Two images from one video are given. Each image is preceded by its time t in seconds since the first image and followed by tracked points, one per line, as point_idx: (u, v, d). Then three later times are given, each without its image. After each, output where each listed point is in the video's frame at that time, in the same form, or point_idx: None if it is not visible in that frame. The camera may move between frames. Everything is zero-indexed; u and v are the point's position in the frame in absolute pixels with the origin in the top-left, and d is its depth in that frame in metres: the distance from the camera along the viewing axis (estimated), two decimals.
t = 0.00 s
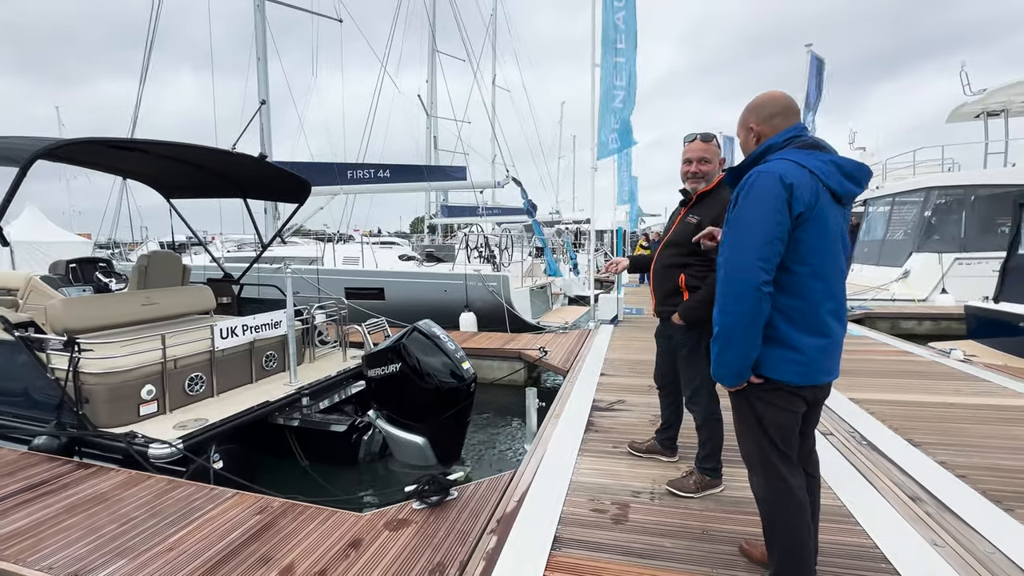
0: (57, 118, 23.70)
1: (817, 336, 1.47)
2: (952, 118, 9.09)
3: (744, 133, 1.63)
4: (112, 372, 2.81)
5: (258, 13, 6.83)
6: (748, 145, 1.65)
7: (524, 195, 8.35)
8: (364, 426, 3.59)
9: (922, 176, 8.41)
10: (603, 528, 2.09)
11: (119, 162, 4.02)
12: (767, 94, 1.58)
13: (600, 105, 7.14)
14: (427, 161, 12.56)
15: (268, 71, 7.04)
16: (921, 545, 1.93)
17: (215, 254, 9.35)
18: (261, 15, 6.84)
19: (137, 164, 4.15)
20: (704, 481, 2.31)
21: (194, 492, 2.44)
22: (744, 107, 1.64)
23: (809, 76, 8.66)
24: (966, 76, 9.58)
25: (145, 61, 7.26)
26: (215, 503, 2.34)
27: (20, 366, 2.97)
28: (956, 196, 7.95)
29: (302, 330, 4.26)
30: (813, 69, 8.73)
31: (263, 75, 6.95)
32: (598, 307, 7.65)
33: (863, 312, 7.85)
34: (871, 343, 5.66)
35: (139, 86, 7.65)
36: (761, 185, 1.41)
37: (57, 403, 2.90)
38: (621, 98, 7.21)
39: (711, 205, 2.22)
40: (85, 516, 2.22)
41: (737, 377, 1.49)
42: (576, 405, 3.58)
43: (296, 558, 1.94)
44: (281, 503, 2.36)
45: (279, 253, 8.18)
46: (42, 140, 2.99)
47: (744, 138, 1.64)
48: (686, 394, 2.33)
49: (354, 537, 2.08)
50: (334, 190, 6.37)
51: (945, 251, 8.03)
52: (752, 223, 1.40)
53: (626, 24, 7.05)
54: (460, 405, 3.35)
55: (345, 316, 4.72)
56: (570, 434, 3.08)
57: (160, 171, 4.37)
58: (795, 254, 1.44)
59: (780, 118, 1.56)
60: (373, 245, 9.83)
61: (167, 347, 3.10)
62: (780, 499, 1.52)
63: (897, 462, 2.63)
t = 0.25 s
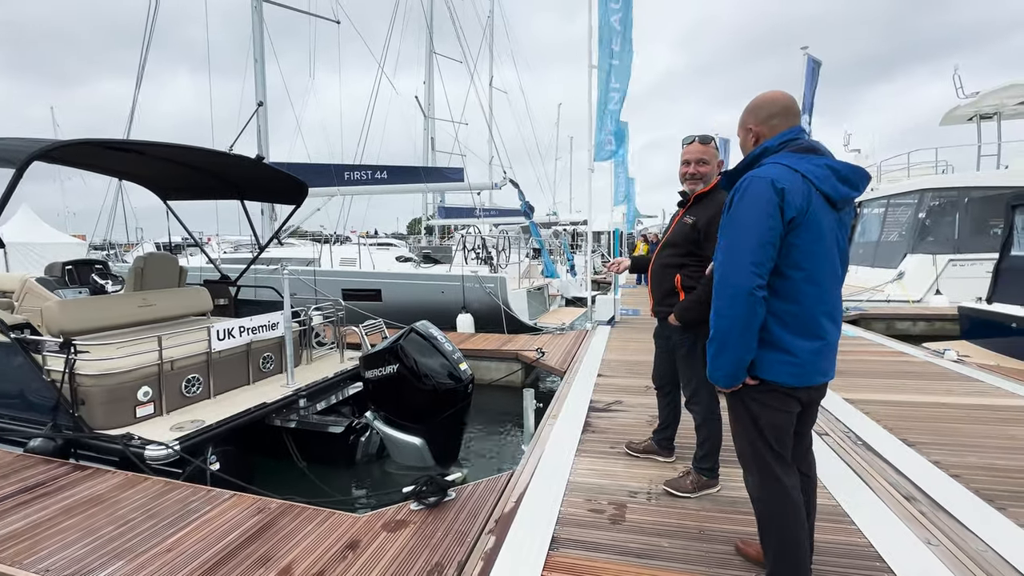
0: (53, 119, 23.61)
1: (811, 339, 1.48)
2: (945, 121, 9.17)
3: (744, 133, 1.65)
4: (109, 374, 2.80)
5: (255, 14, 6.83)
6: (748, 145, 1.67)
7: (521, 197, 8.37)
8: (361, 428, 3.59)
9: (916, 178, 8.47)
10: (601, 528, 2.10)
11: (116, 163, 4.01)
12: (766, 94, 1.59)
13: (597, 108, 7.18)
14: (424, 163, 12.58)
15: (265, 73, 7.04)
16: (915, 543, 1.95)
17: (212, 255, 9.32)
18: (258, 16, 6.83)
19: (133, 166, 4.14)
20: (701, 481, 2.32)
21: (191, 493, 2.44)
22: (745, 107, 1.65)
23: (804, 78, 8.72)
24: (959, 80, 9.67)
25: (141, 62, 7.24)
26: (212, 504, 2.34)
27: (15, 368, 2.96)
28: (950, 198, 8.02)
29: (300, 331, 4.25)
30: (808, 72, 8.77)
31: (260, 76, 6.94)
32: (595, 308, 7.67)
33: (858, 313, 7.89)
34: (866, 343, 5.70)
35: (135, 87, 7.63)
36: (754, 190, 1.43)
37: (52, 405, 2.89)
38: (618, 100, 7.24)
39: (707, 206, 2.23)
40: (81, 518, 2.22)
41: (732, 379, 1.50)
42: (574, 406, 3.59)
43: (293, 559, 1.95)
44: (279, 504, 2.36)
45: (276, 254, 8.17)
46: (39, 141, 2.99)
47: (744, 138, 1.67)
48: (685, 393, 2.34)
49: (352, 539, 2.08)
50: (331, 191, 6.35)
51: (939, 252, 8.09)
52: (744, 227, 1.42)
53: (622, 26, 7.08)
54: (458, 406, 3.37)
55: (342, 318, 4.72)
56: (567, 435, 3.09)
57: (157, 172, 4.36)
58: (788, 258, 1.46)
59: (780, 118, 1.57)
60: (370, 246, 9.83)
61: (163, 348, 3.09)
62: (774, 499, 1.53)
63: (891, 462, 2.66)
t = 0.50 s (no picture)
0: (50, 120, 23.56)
1: (803, 339, 1.48)
2: (940, 123, 9.23)
3: (745, 133, 1.67)
4: (105, 375, 2.80)
5: (254, 16, 6.84)
6: (749, 145, 1.69)
7: (519, 198, 8.39)
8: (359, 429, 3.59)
9: (912, 180, 8.52)
10: (597, 528, 2.11)
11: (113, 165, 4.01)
12: (765, 94, 1.60)
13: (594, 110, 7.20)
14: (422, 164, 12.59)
15: (263, 74, 7.04)
16: (909, 542, 1.97)
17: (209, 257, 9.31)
18: (256, 18, 6.84)
19: (130, 167, 4.14)
20: (697, 481, 2.33)
21: (187, 495, 2.44)
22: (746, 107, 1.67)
23: (801, 80, 8.76)
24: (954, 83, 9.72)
25: (139, 64, 7.24)
26: (208, 506, 2.33)
27: (11, 369, 2.95)
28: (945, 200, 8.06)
29: (297, 332, 4.25)
30: (805, 75, 8.81)
31: (258, 78, 6.95)
32: (592, 309, 7.69)
33: (855, 313, 7.92)
34: (862, 344, 5.72)
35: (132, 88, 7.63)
36: (743, 191, 1.45)
37: (48, 407, 2.88)
38: (615, 102, 7.26)
39: (703, 207, 2.23)
40: (77, 519, 2.21)
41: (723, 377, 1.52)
42: (571, 407, 3.60)
43: (290, 559, 1.95)
44: (276, 505, 2.36)
45: (273, 255, 8.16)
46: (36, 143, 2.99)
47: (744, 138, 1.69)
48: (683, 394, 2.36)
49: (348, 540, 2.08)
50: (329, 193, 6.35)
51: (934, 254, 8.14)
52: (733, 228, 1.45)
53: (620, 29, 7.10)
54: (455, 407, 3.37)
55: (339, 319, 4.73)
56: (564, 435, 3.10)
57: (154, 173, 4.36)
58: (778, 258, 1.47)
59: (779, 118, 1.58)
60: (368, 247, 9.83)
61: (160, 350, 3.09)
62: (771, 498, 1.54)
63: (886, 461, 2.67)
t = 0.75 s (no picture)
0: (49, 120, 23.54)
1: (802, 339, 1.49)
2: (939, 124, 9.24)
3: (742, 135, 1.68)
4: (105, 376, 2.80)
5: (253, 17, 6.84)
6: (747, 146, 1.70)
7: (518, 199, 8.39)
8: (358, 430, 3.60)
9: (911, 181, 8.54)
10: (596, 529, 2.11)
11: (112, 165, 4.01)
12: (762, 96, 1.61)
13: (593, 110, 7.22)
14: (422, 164, 12.60)
15: (262, 75, 7.04)
16: (907, 543, 1.97)
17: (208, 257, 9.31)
18: (256, 19, 6.85)
19: (129, 168, 4.14)
20: (696, 481, 2.34)
21: (185, 496, 2.44)
22: (743, 109, 1.68)
23: (800, 81, 8.76)
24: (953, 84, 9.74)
25: (139, 64, 7.24)
26: (207, 507, 2.34)
27: (11, 370, 2.95)
28: (944, 201, 8.07)
29: (297, 333, 4.25)
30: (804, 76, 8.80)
31: (258, 78, 6.95)
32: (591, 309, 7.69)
33: (854, 314, 7.93)
34: (861, 345, 5.73)
35: (131, 89, 7.63)
36: (741, 192, 1.45)
37: (48, 408, 2.89)
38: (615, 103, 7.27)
39: (702, 209, 2.24)
40: (75, 521, 2.22)
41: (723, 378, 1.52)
42: (570, 407, 3.61)
43: (288, 561, 1.95)
44: (274, 506, 2.36)
45: (273, 256, 8.16)
46: (35, 144, 2.99)
47: (742, 140, 1.69)
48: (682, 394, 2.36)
49: (347, 541, 2.09)
50: (328, 193, 6.35)
51: (933, 254, 8.14)
52: (730, 229, 1.45)
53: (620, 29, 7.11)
54: (455, 408, 3.38)
55: (339, 320, 4.73)
56: (563, 436, 3.11)
57: (153, 174, 4.36)
58: (776, 258, 1.48)
59: (777, 119, 1.59)
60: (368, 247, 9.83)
61: (160, 351, 3.09)
62: (771, 500, 1.54)
63: (884, 462, 2.68)
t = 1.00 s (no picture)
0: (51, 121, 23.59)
1: (809, 340, 1.48)
2: (941, 123, 9.22)
3: (745, 133, 1.65)
4: (106, 376, 2.81)
5: (254, 17, 6.84)
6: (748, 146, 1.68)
7: (519, 199, 8.39)
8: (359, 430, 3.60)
9: (912, 180, 8.52)
10: (596, 529, 2.11)
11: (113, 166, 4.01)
12: (766, 94, 1.61)
13: (595, 109, 7.21)
14: (422, 164, 12.61)
15: (263, 75, 7.05)
16: (909, 544, 1.97)
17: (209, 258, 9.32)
18: (256, 20, 6.85)
19: (130, 169, 4.14)
20: (696, 482, 2.33)
21: (185, 497, 2.44)
22: (744, 108, 1.66)
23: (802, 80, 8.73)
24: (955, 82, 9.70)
25: (139, 65, 7.25)
26: (207, 507, 2.34)
27: (12, 371, 2.96)
28: (945, 200, 8.05)
29: (298, 333, 4.25)
30: (805, 75, 8.76)
31: (258, 79, 6.95)
32: (592, 310, 7.68)
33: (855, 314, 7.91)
34: (862, 345, 5.72)
35: (132, 89, 7.63)
36: (747, 191, 1.45)
37: (49, 408, 2.89)
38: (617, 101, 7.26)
39: (702, 209, 2.23)
40: (76, 521, 2.22)
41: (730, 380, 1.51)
42: (570, 407, 3.60)
43: (288, 561, 1.95)
44: (274, 507, 2.36)
45: (273, 256, 8.17)
46: (35, 144, 2.99)
47: (744, 139, 1.67)
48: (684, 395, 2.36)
49: (347, 541, 2.09)
50: (329, 193, 6.34)
51: (935, 254, 8.12)
52: (737, 229, 1.44)
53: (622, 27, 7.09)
54: (456, 408, 3.38)
55: (339, 320, 4.73)
56: (564, 436, 3.10)
57: (154, 174, 4.37)
58: (784, 258, 1.47)
59: (781, 117, 1.59)
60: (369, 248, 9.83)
61: (160, 351, 3.09)
62: (776, 501, 1.54)
63: (885, 463, 2.67)
